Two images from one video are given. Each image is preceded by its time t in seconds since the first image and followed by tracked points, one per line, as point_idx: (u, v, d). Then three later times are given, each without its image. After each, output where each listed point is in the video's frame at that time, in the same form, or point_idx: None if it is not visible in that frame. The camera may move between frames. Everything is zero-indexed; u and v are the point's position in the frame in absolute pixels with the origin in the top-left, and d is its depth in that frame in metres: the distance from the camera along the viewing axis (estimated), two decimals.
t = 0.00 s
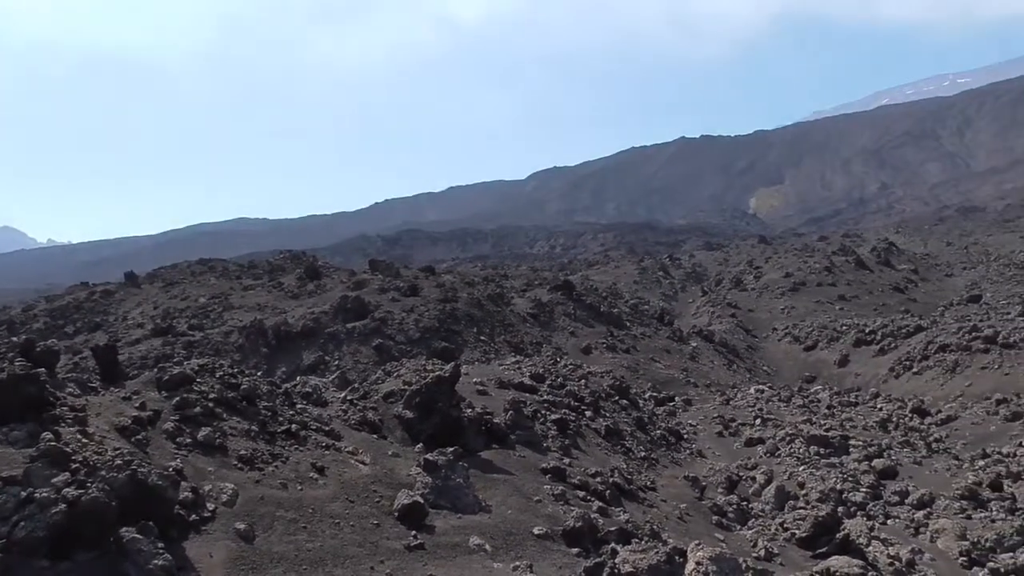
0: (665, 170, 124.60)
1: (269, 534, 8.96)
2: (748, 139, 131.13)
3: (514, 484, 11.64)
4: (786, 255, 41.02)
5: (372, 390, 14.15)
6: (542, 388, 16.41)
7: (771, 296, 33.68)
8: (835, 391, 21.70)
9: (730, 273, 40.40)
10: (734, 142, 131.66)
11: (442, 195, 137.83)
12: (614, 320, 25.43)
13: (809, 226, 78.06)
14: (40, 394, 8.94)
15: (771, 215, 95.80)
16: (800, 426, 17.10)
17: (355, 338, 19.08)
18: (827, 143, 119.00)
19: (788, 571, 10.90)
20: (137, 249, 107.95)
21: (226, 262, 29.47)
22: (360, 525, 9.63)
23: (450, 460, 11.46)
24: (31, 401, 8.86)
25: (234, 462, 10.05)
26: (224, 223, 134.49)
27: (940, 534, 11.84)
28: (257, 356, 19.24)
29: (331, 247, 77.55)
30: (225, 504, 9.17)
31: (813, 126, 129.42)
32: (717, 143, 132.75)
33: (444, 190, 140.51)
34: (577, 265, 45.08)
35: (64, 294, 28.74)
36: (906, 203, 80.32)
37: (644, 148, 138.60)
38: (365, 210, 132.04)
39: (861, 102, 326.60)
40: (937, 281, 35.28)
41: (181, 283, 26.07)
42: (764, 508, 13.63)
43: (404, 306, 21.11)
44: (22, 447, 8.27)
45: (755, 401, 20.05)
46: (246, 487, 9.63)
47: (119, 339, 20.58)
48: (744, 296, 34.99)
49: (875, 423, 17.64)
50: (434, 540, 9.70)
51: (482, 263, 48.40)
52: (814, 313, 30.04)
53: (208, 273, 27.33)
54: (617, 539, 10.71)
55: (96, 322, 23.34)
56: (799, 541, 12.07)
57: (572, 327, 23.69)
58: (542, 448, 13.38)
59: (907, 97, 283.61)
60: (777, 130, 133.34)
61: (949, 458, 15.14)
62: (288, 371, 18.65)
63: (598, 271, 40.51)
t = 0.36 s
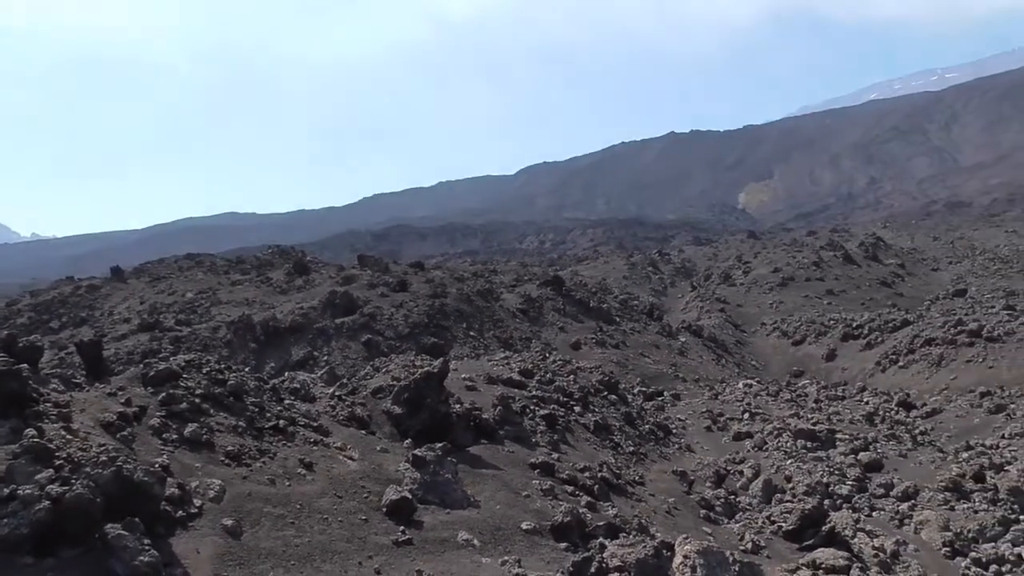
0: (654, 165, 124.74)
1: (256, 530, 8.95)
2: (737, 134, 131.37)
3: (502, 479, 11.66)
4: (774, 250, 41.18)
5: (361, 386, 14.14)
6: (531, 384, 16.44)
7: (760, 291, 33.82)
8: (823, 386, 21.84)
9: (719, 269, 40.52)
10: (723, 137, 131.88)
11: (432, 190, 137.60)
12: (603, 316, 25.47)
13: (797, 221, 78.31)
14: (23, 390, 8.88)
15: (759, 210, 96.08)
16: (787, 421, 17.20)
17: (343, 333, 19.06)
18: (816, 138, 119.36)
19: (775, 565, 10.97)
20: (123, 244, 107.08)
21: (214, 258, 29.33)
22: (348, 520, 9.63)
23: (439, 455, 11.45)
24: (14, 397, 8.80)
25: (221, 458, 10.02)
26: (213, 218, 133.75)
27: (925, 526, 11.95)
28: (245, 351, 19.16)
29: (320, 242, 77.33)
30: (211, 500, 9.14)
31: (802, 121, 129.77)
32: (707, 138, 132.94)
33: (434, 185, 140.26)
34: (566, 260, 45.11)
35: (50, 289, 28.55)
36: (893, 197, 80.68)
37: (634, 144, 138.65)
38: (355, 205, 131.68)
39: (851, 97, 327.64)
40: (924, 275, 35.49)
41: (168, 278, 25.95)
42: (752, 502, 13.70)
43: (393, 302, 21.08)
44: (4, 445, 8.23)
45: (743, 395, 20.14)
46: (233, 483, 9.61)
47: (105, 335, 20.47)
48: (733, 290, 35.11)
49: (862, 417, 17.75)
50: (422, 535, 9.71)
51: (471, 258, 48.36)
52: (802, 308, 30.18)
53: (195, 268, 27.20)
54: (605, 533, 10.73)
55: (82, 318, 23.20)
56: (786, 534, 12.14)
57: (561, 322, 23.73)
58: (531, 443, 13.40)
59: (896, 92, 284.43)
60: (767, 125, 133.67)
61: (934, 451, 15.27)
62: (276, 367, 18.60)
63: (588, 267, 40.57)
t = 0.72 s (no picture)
0: (648, 150, 124.52)
1: (247, 515, 8.94)
2: (731, 120, 131.14)
3: (494, 464, 11.68)
4: (768, 236, 41.22)
5: (352, 372, 14.12)
6: (523, 370, 16.45)
7: (753, 276, 33.87)
8: (815, 371, 21.92)
9: (712, 254, 40.56)
10: (718, 122, 131.61)
11: (426, 175, 137.15)
12: (596, 301, 25.47)
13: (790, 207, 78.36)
14: (11, 375, 8.83)
15: (752, 196, 96.14)
16: (779, 406, 17.28)
17: (335, 319, 19.03)
18: (810, 124, 119.25)
19: (765, 549, 11.03)
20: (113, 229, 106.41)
21: (205, 243, 29.21)
22: (339, 506, 9.63)
23: (431, 440, 11.45)
24: (3, 382, 8.75)
25: (211, 444, 10.01)
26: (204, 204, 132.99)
27: (915, 511, 12.04)
28: (237, 337, 19.12)
29: (313, 227, 77.02)
30: (202, 485, 9.13)
31: (796, 106, 129.59)
32: (701, 123, 132.69)
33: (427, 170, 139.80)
34: (559, 246, 45.05)
35: (40, 273, 28.40)
36: (887, 183, 80.74)
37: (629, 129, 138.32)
38: (347, 190, 131.16)
39: (845, 82, 327.03)
40: (916, 261, 35.60)
41: (159, 263, 25.82)
42: (743, 487, 13.78)
43: (385, 287, 21.04)
44: None
45: (735, 381, 20.21)
46: (224, 469, 9.60)
47: (96, 320, 20.40)
48: (725, 276, 35.15)
49: (853, 402, 17.83)
50: (413, 520, 9.72)
51: (464, 244, 48.28)
52: (795, 294, 30.26)
53: (187, 254, 27.07)
54: (597, 518, 10.76)
55: (73, 303, 23.10)
56: (776, 520, 12.22)
57: (554, 308, 23.74)
58: (523, 429, 13.42)
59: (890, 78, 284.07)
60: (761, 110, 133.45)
61: (924, 437, 15.36)
62: (268, 352, 18.56)
63: (581, 252, 40.57)
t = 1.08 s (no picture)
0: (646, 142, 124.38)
1: (243, 506, 8.97)
2: (729, 111, 131.00)
3: (489, 456, 11.72)
4: (764, 228, 41.24)
5: (348, 363, 14.14)
6: (519, 362, 16.48)
7: (749, 268, 33.91)
8: (811, 364, 21.98)
9: (708, 246, 40.59)
10: (715, 113, 131.44)
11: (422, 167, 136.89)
12: (592, 293, 25.49)
13: (787, 198, 78.38)
14: (8, 365, 8.85)
15: (749, 187, 96.16)
16: (775, 399, 17.34)
17: (331, 311, 19.04)
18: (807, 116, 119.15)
19: (760, 541, 11.09)
20: (108, 221, 106.04)
21: (201, 234, 29.15)
22: (335, 497, 9.66)
23: (427, 432, 11.48)
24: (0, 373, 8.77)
25: (208, 435, 10.02)
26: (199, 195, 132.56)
27: (909, 504, 12.10)
28: (234, 328, 19.09)
29: (308, 218, 76.86)
30: (198, 476, 9.15)
31: (793, 97, 129.44)
32: (699, 114, 132.52)
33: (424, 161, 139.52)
34: (556, 238, 45.04)
35: (35, 265, 28.32)
36: (884, 175, 80.76)
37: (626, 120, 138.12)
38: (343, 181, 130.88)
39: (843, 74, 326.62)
40: (913, 253, 35.67)
41: (155, 255, 25.77)
42: (739, 479, 13.84)
43: (381, 279, 21.03)
44: None
45: (731, 373, 20.27)
46: (220, 460, 9.62)
47: (92, 311, 20.38)
48: (721, 268, 35.19)
49: (849, 395, 17.89)
50: (409, 512, 9.76)
51: (460, 235, 48.26)
52: (790, 286, 30.32)
53: (183, 245, 27.02)
54: (592, 510, 10.81)
55: (69, 294, 23.05)
56: (771, 512, 12.28)
57: (550, 300, 23.76)
58: (518, 421, 13.46)
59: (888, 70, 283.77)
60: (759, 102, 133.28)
61: (921, 429, 15.44)
62: (264, 343, 18.56)
63: (577, 244, 40.58)
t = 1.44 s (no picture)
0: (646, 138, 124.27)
1: (242, 503, 9.00)
2: (730, 107, 130.86)
3: (488, 453, 11.75)
4: (764, 224, 41.21)
5: (347, 360, 14.16)
6: (518, 358, 16.51)
7: (749, 265, 33.90)
8: (810, 360, 22.00)
9: (708, 242, 40.59)
10: (716, 109, 131.29)
11: (423, 163, 136.79)
12: (592, 290, 25.51)
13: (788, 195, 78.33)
14: (10, 362, 8.89)
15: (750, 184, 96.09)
16: (774, 395, 17.36)
17: (330, 308, 19.06)
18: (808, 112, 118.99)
19: (759, 537, 11.12)
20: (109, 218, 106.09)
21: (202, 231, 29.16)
22: (334, 494, 9.70)
23: (427, 429, 11.51)
24: (2, 370, 8.81)
25: (208, 431, 10.05)
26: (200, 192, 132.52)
27: (909, 500, 12.12)
28: (234, 325, 19.09)
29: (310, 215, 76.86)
30: (198, 473, 9.17)
31: (795, 93, 129.26)
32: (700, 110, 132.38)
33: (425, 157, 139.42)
34: (556, 234, 45.06)
35: (35, 262, 28.35)
36: (885, 171, 80.68)
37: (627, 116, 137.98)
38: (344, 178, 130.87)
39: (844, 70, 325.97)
40: (913, 249, 35.65)
41: (157, 252, 25.79)
42: (738, 476, 13.86)
43: (381, 276, 21.04)
44: None
45: (730, 369, 20.30)
46: (220, 456, 9.65)
47: (93, 308, 20.41)
48: (722, 265, 35.19)
49: (849, 391, 17.90)
50: (408, 509, 9.78)
51: (460, 232, 48.23)
52: (790, 282, 30.34)
53: (184, 242, 27.03)
54: (592, 507, 10.84)
55: (70, 291, 23.06)
56: (770, 508, 12.30)
57: (550, 296, 23.78)
58: (517, 417, 13.48)
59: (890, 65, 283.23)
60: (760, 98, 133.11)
61: (922, 425, 15.46)
62: (265, 340, 18.57)
63: (577, 241, 40.56)
